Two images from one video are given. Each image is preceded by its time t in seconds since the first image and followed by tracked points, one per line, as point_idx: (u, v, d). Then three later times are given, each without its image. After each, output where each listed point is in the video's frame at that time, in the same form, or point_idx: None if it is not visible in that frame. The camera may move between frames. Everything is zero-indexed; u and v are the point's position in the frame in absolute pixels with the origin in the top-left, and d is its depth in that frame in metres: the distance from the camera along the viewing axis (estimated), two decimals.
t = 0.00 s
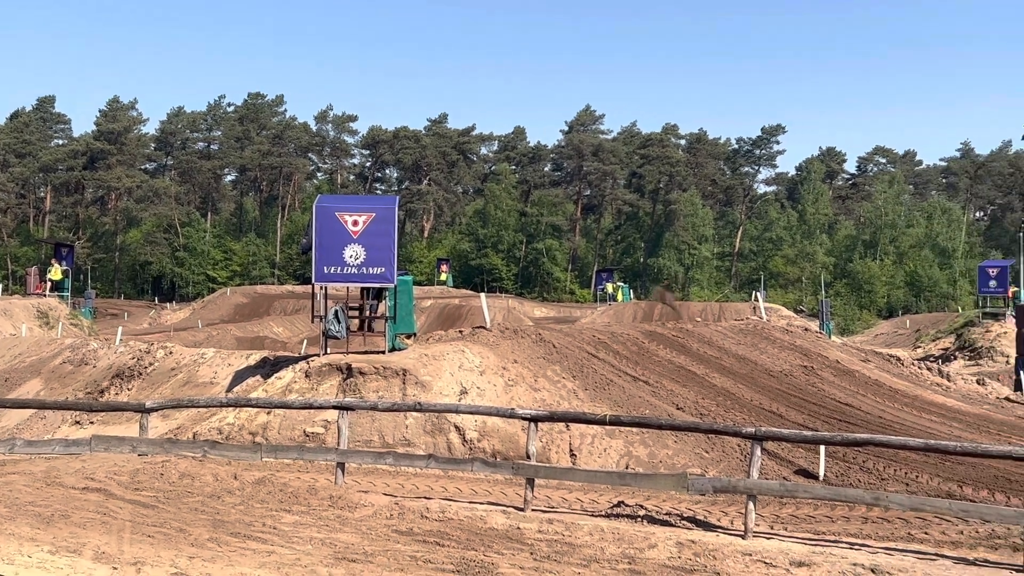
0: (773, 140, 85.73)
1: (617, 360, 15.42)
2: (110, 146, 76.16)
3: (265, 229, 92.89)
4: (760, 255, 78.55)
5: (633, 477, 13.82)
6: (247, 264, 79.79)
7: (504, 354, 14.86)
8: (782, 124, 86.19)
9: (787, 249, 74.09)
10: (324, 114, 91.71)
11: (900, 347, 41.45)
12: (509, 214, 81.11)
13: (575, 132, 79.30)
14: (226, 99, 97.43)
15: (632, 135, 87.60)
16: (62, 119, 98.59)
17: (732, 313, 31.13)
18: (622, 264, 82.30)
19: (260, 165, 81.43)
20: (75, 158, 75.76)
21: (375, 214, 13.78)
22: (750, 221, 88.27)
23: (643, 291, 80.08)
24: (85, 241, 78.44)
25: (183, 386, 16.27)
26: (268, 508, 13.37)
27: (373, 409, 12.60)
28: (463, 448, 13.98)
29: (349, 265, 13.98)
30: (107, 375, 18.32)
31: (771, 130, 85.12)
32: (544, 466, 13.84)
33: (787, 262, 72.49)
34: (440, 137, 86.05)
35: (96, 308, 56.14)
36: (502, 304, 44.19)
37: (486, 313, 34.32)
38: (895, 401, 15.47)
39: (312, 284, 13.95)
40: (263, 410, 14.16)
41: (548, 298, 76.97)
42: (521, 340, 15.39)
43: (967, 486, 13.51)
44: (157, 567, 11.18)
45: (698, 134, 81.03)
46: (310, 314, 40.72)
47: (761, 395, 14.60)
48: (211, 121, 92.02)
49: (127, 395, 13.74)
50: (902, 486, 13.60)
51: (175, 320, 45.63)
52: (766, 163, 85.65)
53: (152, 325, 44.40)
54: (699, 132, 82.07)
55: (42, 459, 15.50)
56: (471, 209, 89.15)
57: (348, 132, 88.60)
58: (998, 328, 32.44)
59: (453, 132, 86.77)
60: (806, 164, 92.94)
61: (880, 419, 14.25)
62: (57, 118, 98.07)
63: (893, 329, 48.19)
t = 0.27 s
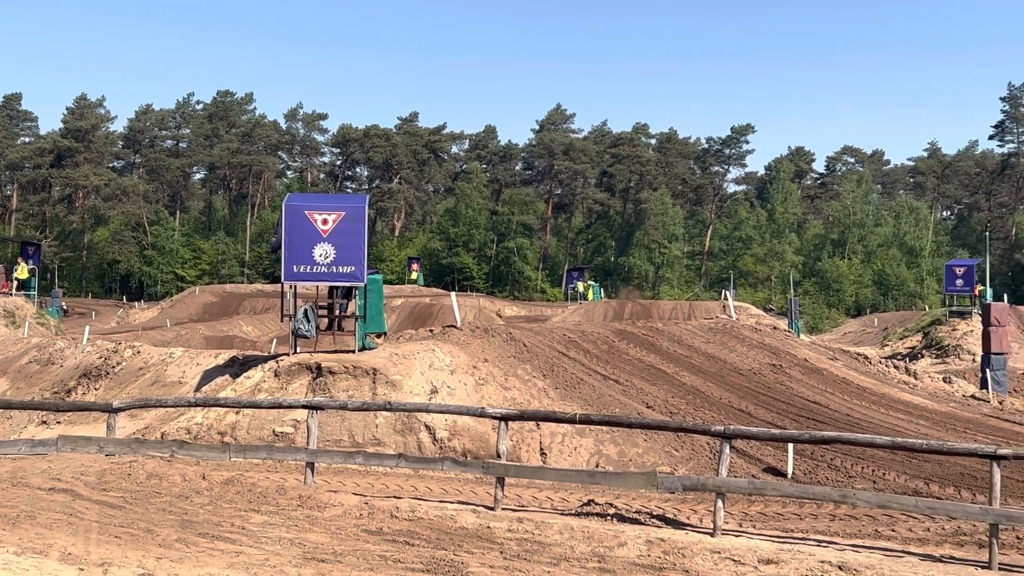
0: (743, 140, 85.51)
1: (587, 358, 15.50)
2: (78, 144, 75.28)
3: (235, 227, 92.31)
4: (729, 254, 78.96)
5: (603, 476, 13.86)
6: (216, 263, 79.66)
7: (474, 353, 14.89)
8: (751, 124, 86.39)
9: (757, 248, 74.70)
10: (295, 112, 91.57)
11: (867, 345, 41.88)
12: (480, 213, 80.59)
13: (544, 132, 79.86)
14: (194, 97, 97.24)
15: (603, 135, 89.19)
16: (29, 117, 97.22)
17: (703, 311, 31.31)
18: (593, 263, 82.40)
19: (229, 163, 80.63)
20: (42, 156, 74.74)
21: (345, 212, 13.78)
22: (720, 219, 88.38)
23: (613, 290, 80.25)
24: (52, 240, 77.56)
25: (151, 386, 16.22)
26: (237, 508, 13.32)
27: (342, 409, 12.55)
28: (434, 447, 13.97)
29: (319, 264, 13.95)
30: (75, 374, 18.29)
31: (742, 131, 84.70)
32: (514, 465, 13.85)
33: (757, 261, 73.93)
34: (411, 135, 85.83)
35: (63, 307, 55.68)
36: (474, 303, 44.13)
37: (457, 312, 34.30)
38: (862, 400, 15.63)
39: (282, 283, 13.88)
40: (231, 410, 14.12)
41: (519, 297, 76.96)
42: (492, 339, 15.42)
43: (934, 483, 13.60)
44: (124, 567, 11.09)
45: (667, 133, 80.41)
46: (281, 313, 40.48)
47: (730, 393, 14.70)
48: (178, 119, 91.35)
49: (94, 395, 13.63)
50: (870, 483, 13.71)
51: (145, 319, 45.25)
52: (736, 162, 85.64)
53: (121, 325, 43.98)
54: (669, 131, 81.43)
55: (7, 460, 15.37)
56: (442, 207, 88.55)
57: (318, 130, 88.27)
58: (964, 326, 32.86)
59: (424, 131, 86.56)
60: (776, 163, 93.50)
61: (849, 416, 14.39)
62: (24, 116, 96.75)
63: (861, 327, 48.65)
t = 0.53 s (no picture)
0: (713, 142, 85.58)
1: (558, 359, 15.58)
2: (44, 144, 74.56)
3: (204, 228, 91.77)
4: (699, 254, 79.34)
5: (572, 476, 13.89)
6: (186, 263, 79.04)
7: (445, 354, 14.91)
8: (721, 125, 86.55)
9: (727, 248, 75.46)
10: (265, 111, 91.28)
11: (836, 345, 42.29)
12: (452, 213, 79.81)
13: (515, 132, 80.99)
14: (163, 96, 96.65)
15: (575, 135, 89.28)
16: None
17: (673, 312, 31.43)
18: (564, 263, 82.16)
19: (198, 163, 80.14)
20: (7, 155, 73.93)
21: (314, 213, 14.01)
22: (690, 220, 88.48)
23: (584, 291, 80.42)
24: (18, 240, 76.77)
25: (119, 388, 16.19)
26: (205, 510, 13.23)
27: (312, 410, 12.50)
28: (404, 448, 13.95)
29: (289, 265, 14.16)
30: (42, 375, 18.38)
31: (711, 132, 84.96)
32: (484, 466, 13.86)
33: (726, 261, 74.81)
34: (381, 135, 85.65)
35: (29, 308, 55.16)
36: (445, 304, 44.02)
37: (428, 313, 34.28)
38: (830, 400, 15.82)
39: (251, 284, 14.04)
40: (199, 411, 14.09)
41: (490, 297, 76.94)
42: (462, 340, 15.47)
43: (902, 482, 13.71)
44: (90, 570, 10.99)
45: (638, 134, 80.77)
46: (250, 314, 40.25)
47: (700, 393, 14.80)
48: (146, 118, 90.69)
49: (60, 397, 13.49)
50: (838, 482, 13.82)
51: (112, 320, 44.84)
52: (706, 163, 85.64)
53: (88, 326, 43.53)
54: (640, 132, 81.69)
55: None
56: (413, 208, 88.24)
57: (287, 130, 87.98)
58: (931, 326, 33.18)
59: (395, 130, 86.43)
60: (746, 164, 94.07)
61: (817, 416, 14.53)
62: None
63: (830, 326, 48.97)
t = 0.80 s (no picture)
0: (684, 143, 85.71)
1: (530, 360, 15.70)
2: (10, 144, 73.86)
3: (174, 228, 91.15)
4: (671, 254, 79.60)
5: (544, 477, 13.89)
6: (156, 264, 77.14)
7: (418, 355, 14.93)
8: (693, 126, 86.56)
9: (699, 249, 75.68)
10: (235, 111, 90.85)
11: (807, 345, 42.58)
12: (424, 214, 80.05)
13: (488, 132, 79.57)
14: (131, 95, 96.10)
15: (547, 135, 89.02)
16: None
17: (646, 312, 31.51)
18: (536, 264, 81.89)
19: (168, 163, 79.63)
20: None
21: (284, 213, 14.32)
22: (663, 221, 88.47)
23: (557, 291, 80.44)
24: None
25: (88, 391, 16.25)
26: (175, 512, 13.14)
27: (283, 411, 12.38)
28: (377, 449, 13.92)
29: (259, 265, 14.56)
30: (10, 377, 18.94)
31: (681, 134, 85.09)
32: (456, 466, 13.86)
33: (698, 262, 75.29)
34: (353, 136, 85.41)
35: None
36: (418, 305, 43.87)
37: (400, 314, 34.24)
38: (802, 400, 15.99)
39: (221, 282, 14.49)
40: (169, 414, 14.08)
41: (463, 298, 76.74)
42: (435, 341, 15.56)
43: (872, 481, 13.82)
44: (58, 574, 10.86)
45: (610, 134, 80.72)
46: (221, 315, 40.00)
47: (671, 393, 14.93)
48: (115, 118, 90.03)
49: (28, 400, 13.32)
50: (809, 482, 13.86)
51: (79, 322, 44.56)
52: (678, 164, 85.54)
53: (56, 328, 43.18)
54: (612, 132, 81.81)
55: None
56: (385, 208, 87.44)
57: (258, 130, 87.54)
58: (901, 326, 33.42)
59: (367, 131, 86.27)
60: (718, 165, 94.52)
61: (787, 417, 14.69)
62: None
63: (801, 327, 49.22)
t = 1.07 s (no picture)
0: (660, 143, 86.08)
1: (507, 360, 15.86)
2: None
3: (150, 229, 90.64)
4: (648, 254, 79.79)
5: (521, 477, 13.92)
6: (130, 265, 76.88)
7: (394, 356, 14.98)
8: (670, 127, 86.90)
9: (675, 249, 75.73)
10: (211, 112, 90.65)
11: (782, 345, 42.88)
12: (401, 214, 79.73)
13: (465, 133, 79.60)
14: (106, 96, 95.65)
15: (524, 136, 89.07)
16: None
17: (622, 313, 31.60)
18: (514, 264, 81.94)
19: (143, 163, 79.25)
20: None
21: (258, 216, 15.09)
22: (639, 221, 88.83)
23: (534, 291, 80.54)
24: None
25: (63, 392, 16.75)
26: (150, 514, 13.06)
27: (259, 413, 12.26)
28: (353, 450, 14.01)
29: (235, 266, 15.33)
30: None
31: (657, 135, 85.42)
32: (432, 466, 13.92)
33: (675, 262, 75.21)
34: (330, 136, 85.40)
35: None
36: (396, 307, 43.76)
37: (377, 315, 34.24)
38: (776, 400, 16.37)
39: (198, 284, 15.28)
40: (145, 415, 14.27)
41: (440, 298, 76.65)
42: (412, 342, 15.67)
43: (847, 480, 13.92)
44: None
45: (586, 135, 80.90)
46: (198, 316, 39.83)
47: (648, 393, 15.11)
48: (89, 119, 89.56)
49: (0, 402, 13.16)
50: (785, 481, 13.96)
51: (55, 324, 44.26)
52: (654, 165, 85.85)
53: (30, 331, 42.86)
54: (589, 133, 81.95)
55: None
56: (362, 208, 87.28)
57: (234, 130, 87.36)
58: (875, 326, 33.73)
59: (344, 131, 86.22)
60: (694, 166, 95.00)
61: (763, 416, 14.89)
62: None
63: (776, 327, 49.68)
